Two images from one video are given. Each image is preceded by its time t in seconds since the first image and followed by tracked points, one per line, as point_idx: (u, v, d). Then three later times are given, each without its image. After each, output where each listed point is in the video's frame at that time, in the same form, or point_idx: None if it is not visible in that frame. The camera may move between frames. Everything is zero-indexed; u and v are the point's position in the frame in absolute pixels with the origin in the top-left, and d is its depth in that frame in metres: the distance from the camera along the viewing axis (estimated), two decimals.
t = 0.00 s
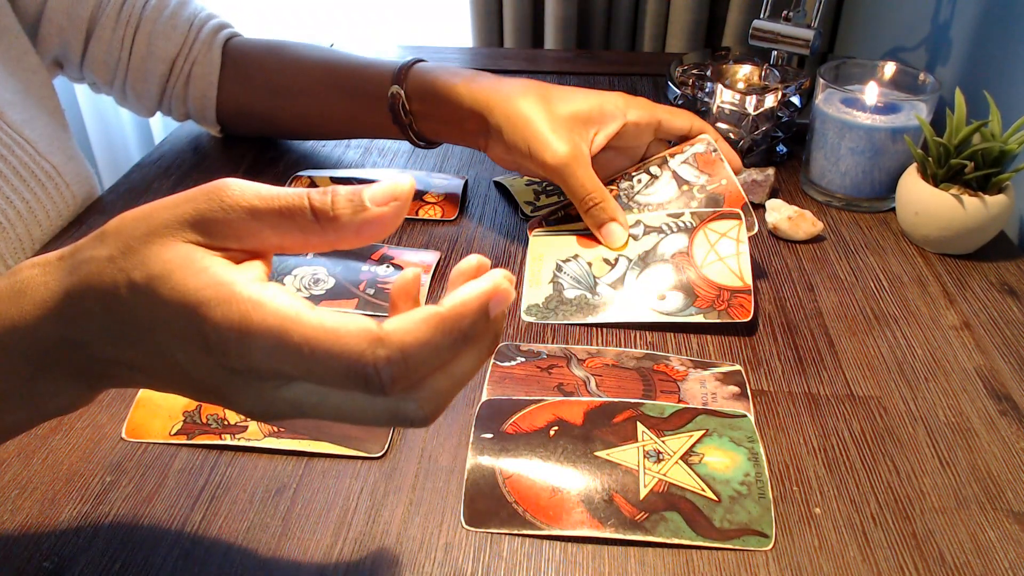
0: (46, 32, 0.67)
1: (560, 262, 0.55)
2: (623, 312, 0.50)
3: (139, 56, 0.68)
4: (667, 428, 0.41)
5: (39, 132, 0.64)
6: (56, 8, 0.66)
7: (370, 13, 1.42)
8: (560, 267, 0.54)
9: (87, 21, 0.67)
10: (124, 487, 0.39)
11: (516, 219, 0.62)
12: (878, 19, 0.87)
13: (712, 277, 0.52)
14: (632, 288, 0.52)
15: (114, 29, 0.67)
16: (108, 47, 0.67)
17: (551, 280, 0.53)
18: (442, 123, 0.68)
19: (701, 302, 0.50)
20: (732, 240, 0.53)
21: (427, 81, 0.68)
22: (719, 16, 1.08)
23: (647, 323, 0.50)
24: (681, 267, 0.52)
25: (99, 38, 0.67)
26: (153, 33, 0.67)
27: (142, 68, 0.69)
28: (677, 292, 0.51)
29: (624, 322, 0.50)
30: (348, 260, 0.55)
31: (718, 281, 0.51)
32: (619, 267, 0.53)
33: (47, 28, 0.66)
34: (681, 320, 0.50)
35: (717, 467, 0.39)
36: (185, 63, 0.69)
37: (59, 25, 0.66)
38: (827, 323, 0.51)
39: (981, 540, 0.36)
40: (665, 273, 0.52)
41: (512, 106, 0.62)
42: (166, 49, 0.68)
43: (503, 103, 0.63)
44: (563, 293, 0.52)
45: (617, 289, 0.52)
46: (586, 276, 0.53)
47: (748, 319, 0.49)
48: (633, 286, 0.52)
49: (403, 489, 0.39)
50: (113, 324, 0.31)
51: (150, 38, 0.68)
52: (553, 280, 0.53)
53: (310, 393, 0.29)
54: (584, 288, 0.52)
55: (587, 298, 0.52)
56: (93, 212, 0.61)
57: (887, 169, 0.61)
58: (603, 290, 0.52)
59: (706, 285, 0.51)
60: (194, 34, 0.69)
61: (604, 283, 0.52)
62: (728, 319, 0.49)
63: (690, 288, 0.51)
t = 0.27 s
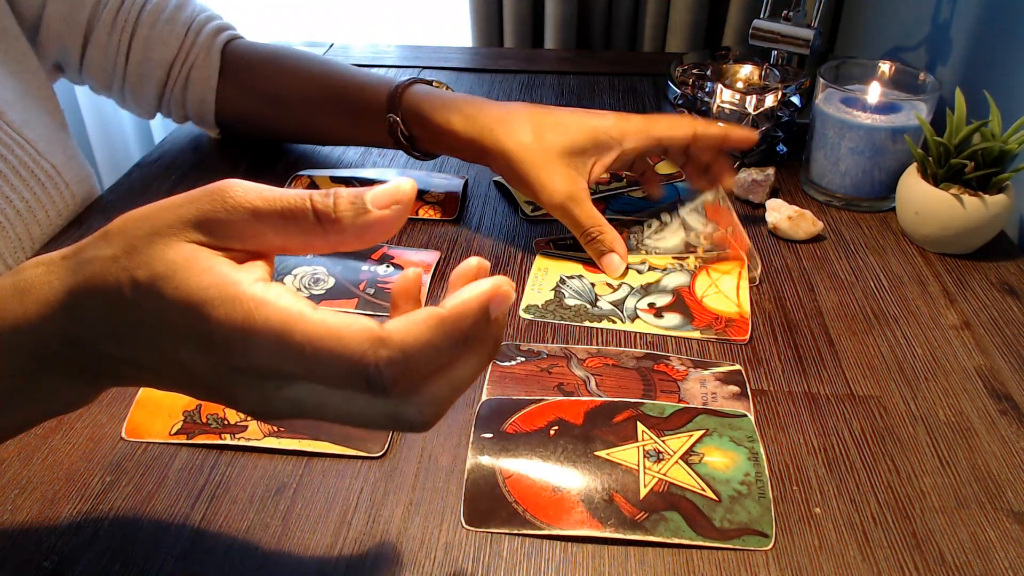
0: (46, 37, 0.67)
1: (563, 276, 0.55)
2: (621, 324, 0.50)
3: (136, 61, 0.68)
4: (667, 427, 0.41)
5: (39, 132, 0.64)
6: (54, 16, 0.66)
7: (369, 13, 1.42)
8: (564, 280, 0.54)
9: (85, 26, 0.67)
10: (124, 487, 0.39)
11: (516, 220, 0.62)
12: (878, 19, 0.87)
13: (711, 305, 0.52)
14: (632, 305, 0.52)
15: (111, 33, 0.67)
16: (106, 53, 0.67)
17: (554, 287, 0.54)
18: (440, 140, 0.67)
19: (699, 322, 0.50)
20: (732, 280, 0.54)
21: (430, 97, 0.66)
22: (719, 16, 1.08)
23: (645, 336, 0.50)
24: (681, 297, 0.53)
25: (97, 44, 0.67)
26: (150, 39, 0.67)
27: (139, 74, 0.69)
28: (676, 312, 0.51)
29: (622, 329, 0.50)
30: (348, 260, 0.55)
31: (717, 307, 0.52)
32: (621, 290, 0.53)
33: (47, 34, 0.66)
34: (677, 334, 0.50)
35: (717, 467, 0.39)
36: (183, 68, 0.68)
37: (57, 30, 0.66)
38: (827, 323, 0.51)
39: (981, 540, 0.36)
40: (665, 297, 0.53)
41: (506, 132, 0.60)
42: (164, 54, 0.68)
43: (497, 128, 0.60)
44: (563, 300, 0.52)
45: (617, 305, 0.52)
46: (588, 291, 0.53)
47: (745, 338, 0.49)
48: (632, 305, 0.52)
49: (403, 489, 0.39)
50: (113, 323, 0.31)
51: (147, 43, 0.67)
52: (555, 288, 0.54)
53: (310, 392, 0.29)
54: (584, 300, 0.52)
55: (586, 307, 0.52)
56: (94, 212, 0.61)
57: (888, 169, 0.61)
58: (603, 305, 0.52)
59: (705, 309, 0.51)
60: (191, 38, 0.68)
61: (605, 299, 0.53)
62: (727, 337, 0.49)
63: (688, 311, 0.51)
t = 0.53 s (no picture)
0: (47, 36, 0.66)
1: (564, 266, 0.55)
2: (620, 319, 0.50)
3: (137, 58, 0.68)
4: (667, 427, 0.41)
5: (39, 133, 0.64)
6: (56, 13, 0.66)
7: (370, 14, 1.42)
8: (564, 270, 0.55)
9: (87, 24, 0.67)
10: (124, 487, 0.39)
11: (516, 219, 0.62)
12: (878, 19, 0.87)
13: (712, 302, 0.52)
14: (632, 298, 0.52)
15: (113, 30, 0.67)
16: (107, 50, 0.67)
17: (553, 279, 0.54)
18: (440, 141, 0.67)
19: (699, 321, 0.50)
20: (733, 280, 0.54)
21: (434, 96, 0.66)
22: (719, 16, 1.08)
23: (644, 330, 0.50)
24: (682, 291, 0.53)
25: (98, 41, 0.67)
26: (151, 36, 0.67)
27: (140, 71, 0.69)
28: (676, 307, 0.51)
29: (622, 325, 0.50)
30: (348, 260, 0.55)
31: (718, 307, 0.52)
32: (622, 280, 0.54)
33: (47, 32, 0.66)
34: (676, 334, 0.49)
35: (717, 467, 0.39)
36: (184, 65, 0.69)
37: (58, 27, 0.66)
38: (827, 323, 0.51)
39: (981, 540, 0.36)
40: (666, 291, 0.53)
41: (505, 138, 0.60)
42: (166, 51, 0.68)
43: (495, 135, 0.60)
44: (563, 293, 0.53)
45: (617, 297, 0.52)
46: (588, 282, 0.54)
47: (744, 343, 0.49)
48: (632, 296, 0.52)
49: (403, 489, 0.39)
50: (113, 323, 0.31)
51: (149, 40, 0.67)
52: (555, 278, 0.54)
53: (309, 393, 0.29)
54: (584, 291, 0.53)
55: (586, 300, 0.52)
56: (94, 212, 0.61)
57: (887, 168, 0.61)
58: (603, 297, 0.52)
59: (706, 307, 0.51)
60: (193, 35, 0.69)
61: (605, 291, 0.53)
62: (724, 340, 0.49)
63: (689, 307, 0.51)
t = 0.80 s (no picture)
0: (48, 36, 0.66)
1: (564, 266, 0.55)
2: (620, 319, 0.50)
3: (139, 58, 0.68)
4: (667, 428, 0.41)
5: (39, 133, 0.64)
6: (57, 11, 0.65)
7: (370, 14, 1.42)
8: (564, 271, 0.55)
9: (88, 23, 0.66)
10: (124, 487, 0.39)
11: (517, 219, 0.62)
12: (878, 19, 0.87)
13: (712, 302, 0.52)
14: (632, 298, 0.52)
15: (114, 31, 0.66)
16: (108, 51, 0.67)
17: (553, 280, 0.54)
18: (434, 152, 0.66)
19: (699, 321, 0.50)
20: (733, 280, 0.54)
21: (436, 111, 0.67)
22: (719, 17, 1.08)
23: (644, 329, 0.50)
24: (682, 291, 0.53)
25: (99, 41, 0.67)
26: (154, 37, 0.67)
27: (142, 73, 0.68)
28: (676, 308, 0.51)
29: (622, 325, 0.50)
30: (348, 260, 0.55)
31: (718, 307, 0.52)
32: (622, 280, 0.54)
33: (48, 31, 0.66)
34: (677, 334, 0.49)
35: (717, 467, 0.39)
36: (186, 67, 0.69)
37: (60, 27, 0.66)
38: (827, 324, 0.51)
39: (981, 540, 0.36)
40: (666, 291, 0.53)
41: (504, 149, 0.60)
42: (168, 53, 0.68)
43: (495, 147, 0.60)
44: (563, 293, 0.53)
45: (618, 297, 0.52)
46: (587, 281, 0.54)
47: (745, 343, 0.49)
48: (632, 297, 0.52)
49: (403, 489, 0.39)
50: (113, 323, 0.30)
51: (151, 42, 0.67)
52: (555, 280, 0.54)
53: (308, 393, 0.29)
54: (584, 292, 0.53)
55: (586, 300, 0.52)
56: (94, 212, 0.61)
57: (887, 168, 0.61)
58: (603, 297, 0.52)
59: (706, 307, 0.52)
60: (195, 37, 0.69)
61: (605, 291, 0.53)
62: (724, 340, 0.49)
63: (689, 307, 0.51)
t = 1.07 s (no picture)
0: (49, 34, 0.66)
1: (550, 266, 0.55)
2: (609, 318, 0.50)
3: (138, 57, 0.68)
4: (667, 427, 0.41)
5: (39, 131, 0.64)
6: (57, 10, 0.65)
7: (370, 15, 1.42)
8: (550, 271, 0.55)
9: (88, 22, 0.66)
10: (124, 487, 0.39)
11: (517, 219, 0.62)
12: (878, 18, 0.87)
13: (697, 298, 0.52)
14: (619, 297, 0.52)
15: (114, 31, 0.66)
16: (108, 50, 0.67)
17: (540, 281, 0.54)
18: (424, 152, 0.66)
19: (685, 318, 0.51)
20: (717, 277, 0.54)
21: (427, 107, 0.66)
22: (719, 17, 1.08)
23: (632, 328, 0.50)
24: (667, 288, 0.53)
25: (99, 40, 0.67)
26: (153, 35, 0.67)
27: (142, 71, 0.68)
28: (663, 305, 0.52)
29: (610, 324, 0.50)
30: (348, 260, 0.55)
31: (703, 304, 0.52)
32: (607, 280, 0.54)
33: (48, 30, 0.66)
34: (664, 332, 0.50)
35: (717, 467, 0.39)
36: (185, 65, 0.69)
37: (60, 25, 0.66)
38: (827, 323, 0.51)
39: (981, 540, 0.36)
40: (652, 288, 0.53)
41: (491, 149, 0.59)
42: (167, 51, 0.68)
43: (482, 145, 0.59)
44: (549, 294, 0.53)
45: (604, 296, 0.52)
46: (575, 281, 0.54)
47: (731, 337, 0.49)
48: (619, 295, 0.52)
49: (403, 489, 0.39)
50: (112, 324, 0.31)
51: (150, 40, 0.67)
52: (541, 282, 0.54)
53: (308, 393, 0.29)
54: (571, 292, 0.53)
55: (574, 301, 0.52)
56: (94, 212, 0.61)
57: (887, 168, 0.61)
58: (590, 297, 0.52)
59: (691, 305, 0.52)
60: (195, 35, 0.69)
61: (592, 290, 0.53)
62: (712, 335, 0.49)
63: (675, 304, 0.52)
